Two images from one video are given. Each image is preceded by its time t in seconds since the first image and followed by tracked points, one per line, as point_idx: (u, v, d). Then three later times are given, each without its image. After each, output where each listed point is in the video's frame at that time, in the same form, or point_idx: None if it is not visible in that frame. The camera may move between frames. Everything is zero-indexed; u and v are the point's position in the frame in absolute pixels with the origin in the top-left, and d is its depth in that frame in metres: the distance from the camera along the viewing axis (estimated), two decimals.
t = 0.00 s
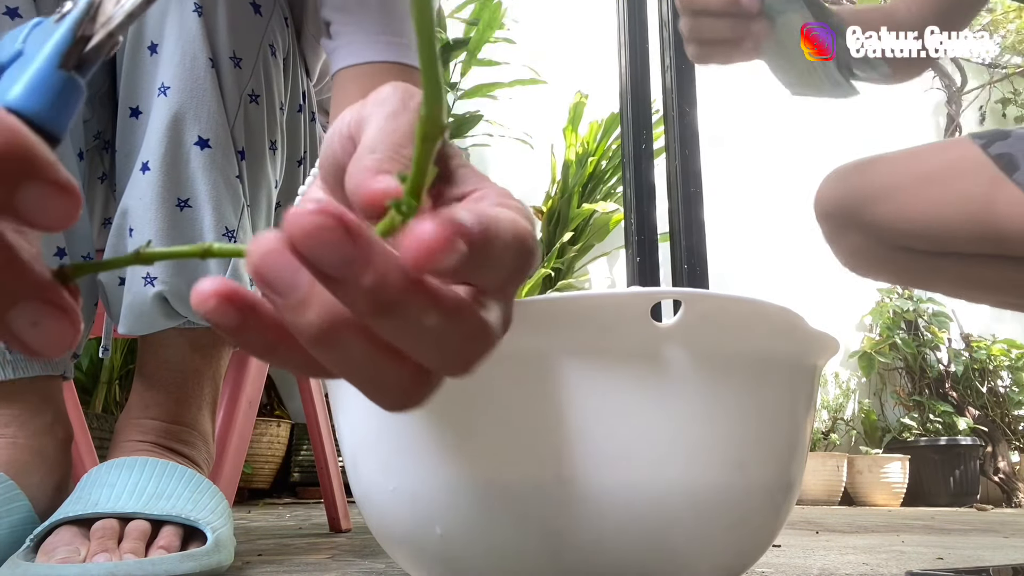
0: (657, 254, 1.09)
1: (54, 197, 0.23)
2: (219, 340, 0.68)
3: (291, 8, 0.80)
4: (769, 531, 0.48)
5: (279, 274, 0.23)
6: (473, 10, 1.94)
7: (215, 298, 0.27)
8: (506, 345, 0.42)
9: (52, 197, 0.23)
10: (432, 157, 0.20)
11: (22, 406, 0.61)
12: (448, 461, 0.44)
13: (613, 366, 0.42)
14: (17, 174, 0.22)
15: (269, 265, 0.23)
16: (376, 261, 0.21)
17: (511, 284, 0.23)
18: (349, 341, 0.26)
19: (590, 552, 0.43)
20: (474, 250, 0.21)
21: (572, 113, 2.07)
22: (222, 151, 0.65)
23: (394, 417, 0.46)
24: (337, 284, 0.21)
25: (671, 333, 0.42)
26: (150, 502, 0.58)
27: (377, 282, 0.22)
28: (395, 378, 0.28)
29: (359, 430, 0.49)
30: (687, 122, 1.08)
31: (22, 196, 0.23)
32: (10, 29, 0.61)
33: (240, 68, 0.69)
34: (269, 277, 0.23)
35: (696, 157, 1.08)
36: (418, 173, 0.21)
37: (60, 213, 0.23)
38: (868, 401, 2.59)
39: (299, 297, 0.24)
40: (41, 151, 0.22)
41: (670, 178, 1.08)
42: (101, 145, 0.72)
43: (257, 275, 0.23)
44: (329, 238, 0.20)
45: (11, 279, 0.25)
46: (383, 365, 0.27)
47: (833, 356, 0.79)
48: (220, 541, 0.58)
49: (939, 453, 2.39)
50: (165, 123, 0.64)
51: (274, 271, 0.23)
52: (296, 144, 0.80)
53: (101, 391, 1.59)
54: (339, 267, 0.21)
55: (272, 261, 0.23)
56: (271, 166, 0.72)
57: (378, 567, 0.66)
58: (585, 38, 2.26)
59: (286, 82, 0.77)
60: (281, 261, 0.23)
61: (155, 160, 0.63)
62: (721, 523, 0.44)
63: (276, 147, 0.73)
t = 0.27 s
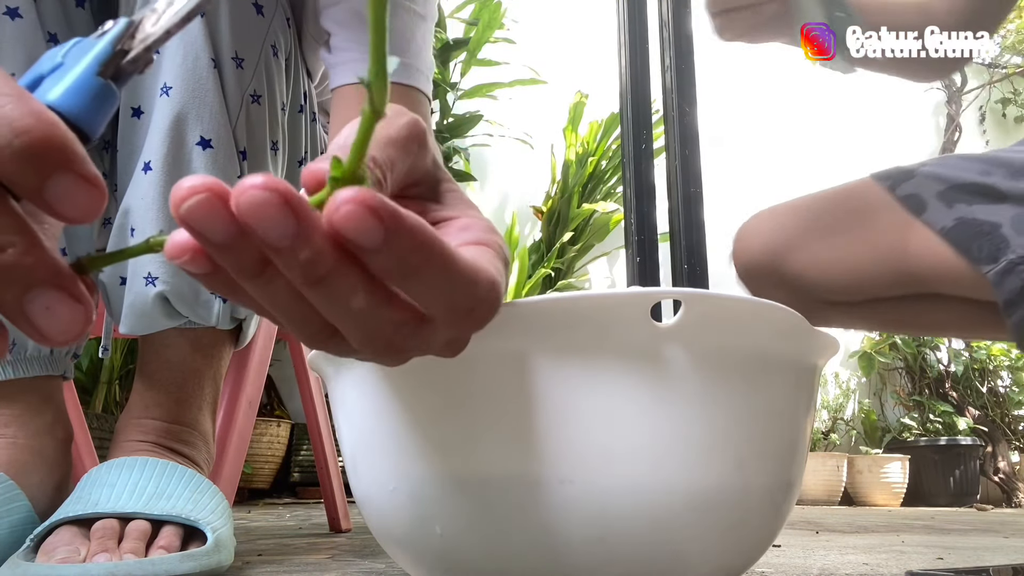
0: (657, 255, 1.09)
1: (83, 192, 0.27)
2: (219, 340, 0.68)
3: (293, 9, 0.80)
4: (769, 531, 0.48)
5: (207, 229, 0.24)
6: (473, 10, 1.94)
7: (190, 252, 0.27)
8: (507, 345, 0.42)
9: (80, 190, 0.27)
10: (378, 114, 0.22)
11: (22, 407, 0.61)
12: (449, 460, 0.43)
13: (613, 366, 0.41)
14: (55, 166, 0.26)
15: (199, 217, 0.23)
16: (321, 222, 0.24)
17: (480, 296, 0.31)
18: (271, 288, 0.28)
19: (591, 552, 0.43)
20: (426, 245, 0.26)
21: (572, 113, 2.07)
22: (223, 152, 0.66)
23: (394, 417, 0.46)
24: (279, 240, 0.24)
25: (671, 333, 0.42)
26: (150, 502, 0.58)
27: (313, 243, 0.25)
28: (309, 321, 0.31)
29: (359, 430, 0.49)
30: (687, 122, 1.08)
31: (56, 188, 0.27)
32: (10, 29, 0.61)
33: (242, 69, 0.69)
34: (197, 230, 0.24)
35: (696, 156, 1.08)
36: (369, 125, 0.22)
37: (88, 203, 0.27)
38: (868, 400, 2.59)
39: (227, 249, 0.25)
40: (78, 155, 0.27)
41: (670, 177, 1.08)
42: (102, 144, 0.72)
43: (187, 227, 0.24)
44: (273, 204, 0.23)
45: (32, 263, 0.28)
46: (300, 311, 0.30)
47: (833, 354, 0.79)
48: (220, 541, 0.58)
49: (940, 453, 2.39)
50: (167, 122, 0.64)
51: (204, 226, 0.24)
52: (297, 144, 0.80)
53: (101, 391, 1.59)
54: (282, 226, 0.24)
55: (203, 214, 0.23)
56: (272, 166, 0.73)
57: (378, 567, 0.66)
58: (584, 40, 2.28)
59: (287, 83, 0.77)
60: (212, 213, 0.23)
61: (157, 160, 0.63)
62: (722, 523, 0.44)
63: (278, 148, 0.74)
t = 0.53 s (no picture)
0: (657, 255, 1.09)
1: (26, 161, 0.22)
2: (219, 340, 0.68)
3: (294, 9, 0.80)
4: (769, 531, 0.48)
5: (214, 206, 0.25)
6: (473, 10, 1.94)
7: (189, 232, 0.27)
8: (508, 345, 0.42)
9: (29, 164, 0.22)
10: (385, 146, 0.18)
11: (23, 407, 0.61)
12: (449, 461, 0.43)
13: (614, 365, 0.41)
14: None
15: (208, 196, 0.24)
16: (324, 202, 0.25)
17: (486, 324, 0.31)
18: (276, 273, 0.29)
19: (592, 552, 0.43)
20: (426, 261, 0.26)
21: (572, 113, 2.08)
22: (225, 152, 0.66)
23: (395, 417, 0.46)
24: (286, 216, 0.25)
25: (671, 332, 0.42)
26: (150, 502, 0.58)
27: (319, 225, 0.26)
28: (312, 313, 0.32)
29: (359, 430, 0.49)
30: (687, 122, 1.08)
31: (8, 168, 0.22)
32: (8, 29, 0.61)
33: (244, 69, 0.69)
34: (204, 207, 0.24)
35: (696, 156, 1.08)
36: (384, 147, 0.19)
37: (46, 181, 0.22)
38: (868, 400, 2.58)
39: (233, 228, 0.26)
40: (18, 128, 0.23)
41: (670, 177, 1.08)
42: (102, 144, 0.72)
43: (194, 204, 0.24)
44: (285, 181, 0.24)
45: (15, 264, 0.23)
46: (302, 299, 0.31)
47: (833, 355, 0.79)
48: (220, 541, 0.58)
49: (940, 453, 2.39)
50: (169, 122, 0.64)
51: (213, 203, 0.24)
52: (299, 144, 0.80)
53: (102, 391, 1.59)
54: (290, 203, 0.25)
55: (213, 193, 0.24)
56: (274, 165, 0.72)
57: (379, 567, 0.66)
58: (583, 41, 2.28)
59: (289, 83, 0.77)
60: (221, 191, 0.24)
61: (159, 160, 0.63)
62: (723, 523, 0.44)
63: (280, 148, 0.73)
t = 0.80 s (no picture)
0: (656, 255, 1.09)
1: None
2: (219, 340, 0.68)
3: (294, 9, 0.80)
4: (769, 531, 0.48)
5: (244, 123, 0.26)
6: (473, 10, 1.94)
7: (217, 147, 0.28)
8: (507, 346, 0.42)
9: None
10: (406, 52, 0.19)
11: (23, 406, 0.61)
12: (449, 461, 0.43)
13: (614, 365, 0.41)
14: None
15: (236, 112, 0.26)
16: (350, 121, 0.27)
17: (489, 217, 0.33)
18: (299, 195, 0.31)
19: (591, 552, 0.43)
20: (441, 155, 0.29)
21: (572, 113, 2.08)
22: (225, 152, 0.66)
23: (395, 417, 0.46)
24: (315, 136, 0.27)
25: (671, 333, 0.42)
26: (150, 502, 0.58)
27: (349, 144, 0.28)
28: (332, 233, 0.34)
29: (359, 430, 0.49)
30: (687, 122, 1.08)
31: None
32: (4, 28, 0.61)
33: (244, 70, 0.69)
34: (235, 124, 0.26)
35: (696, 157, 1.08)
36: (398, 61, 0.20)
37: None
38: (868, 401, 2.58)
39: (258, 146, 0.27)
40: None
41: (670, 177, 1.08)
42: (100, 144, 0.72)
43: (224, 122, 0.26)
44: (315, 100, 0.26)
45: None
46: (323, 220, 0.33)
47: (833, 355, 0.79)
48: (220, 541, 0.58)
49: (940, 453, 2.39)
50: (169, 123, 0.64)
51: (243, 120, 0.26)
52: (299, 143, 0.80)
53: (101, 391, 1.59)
54: (319, 124, 0.26)
55: (244, 111, 0.26)
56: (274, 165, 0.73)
57: (379, 567, 0.66)
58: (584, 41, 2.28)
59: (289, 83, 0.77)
60: (250, 107, 0.26)
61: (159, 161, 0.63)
62: (722, 523, 0.44)
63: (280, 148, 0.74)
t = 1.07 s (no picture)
0: (656, 255, 1.09)
1: None
2: (219, 340, 0.68)
3: (293, 9, 0.80)
4: (768, 532, 0.48)
5: (243, 131, 0.26)
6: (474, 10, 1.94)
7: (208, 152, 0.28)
8: (507, 344, 0.42)
9: None
10: (410, 76, 0.19)
11: (22, 406, 0.61)
12: (449, 461, 0.43)
13: (614, 365, 0.41)
14: None
15: (238, 119, 0.25)
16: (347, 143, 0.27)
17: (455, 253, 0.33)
18: (286, 205, 0.30)
19: (591, 552, 0.43)
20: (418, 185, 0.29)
21: (572, 113, 2.08)
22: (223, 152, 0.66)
23: (394, 417, 0.46)
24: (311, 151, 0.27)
25: (672, 333, 0.42)
26: (150, 502, 0.58)
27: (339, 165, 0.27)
28: (310, 246, 0.33)
29: (359, 430, 0.49)
30: (687, 122, 1.08)
31: None
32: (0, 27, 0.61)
33: (242, 69, 0.69)
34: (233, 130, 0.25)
35: (696, 156, 1.07)
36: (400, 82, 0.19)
37: None
38: (867, 400, 2.59)
39: (255, 156, 0.27)
40: None
41: (670, 177, 1.08)
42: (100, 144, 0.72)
43: (223, 126, 0.25)
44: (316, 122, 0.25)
45: None
46: (303, 232, 0.32)
47: (832, 355, 0.79)
48: (220, 541, 0.58)
49: (940, 453, 2.39)
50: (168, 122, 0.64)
51: (241, 128, 0.26)
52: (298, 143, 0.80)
53: (101, 391, 1.59)
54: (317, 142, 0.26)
55: (243, 117, 0.25)
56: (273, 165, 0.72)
57: (378, 567, 0.66)
58: (583, 41, 2.29)
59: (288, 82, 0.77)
60: (250, 118, 0.25)
61: (158, 160, 0.63)
62: (722, 524, 0.44)
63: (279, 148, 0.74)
